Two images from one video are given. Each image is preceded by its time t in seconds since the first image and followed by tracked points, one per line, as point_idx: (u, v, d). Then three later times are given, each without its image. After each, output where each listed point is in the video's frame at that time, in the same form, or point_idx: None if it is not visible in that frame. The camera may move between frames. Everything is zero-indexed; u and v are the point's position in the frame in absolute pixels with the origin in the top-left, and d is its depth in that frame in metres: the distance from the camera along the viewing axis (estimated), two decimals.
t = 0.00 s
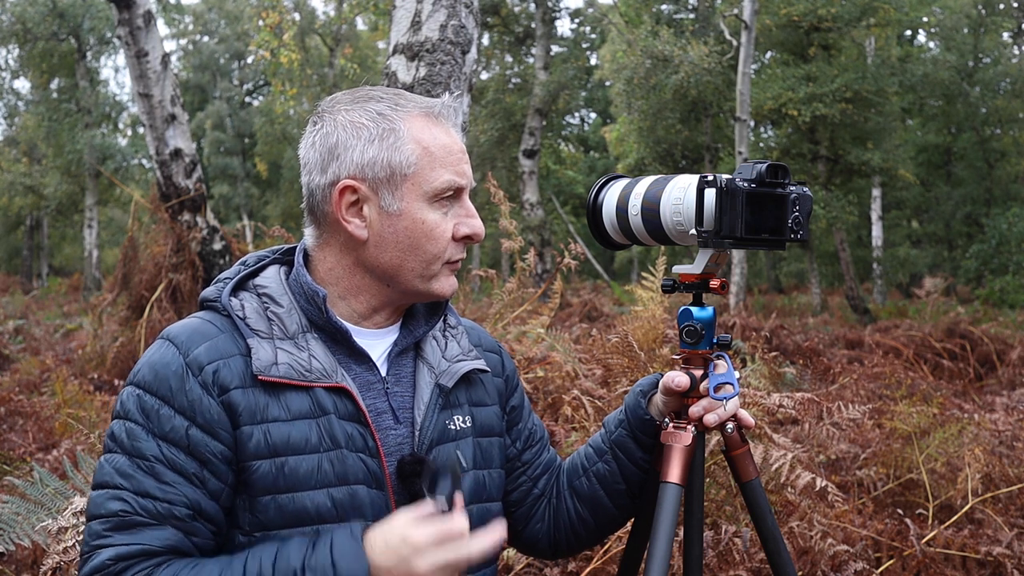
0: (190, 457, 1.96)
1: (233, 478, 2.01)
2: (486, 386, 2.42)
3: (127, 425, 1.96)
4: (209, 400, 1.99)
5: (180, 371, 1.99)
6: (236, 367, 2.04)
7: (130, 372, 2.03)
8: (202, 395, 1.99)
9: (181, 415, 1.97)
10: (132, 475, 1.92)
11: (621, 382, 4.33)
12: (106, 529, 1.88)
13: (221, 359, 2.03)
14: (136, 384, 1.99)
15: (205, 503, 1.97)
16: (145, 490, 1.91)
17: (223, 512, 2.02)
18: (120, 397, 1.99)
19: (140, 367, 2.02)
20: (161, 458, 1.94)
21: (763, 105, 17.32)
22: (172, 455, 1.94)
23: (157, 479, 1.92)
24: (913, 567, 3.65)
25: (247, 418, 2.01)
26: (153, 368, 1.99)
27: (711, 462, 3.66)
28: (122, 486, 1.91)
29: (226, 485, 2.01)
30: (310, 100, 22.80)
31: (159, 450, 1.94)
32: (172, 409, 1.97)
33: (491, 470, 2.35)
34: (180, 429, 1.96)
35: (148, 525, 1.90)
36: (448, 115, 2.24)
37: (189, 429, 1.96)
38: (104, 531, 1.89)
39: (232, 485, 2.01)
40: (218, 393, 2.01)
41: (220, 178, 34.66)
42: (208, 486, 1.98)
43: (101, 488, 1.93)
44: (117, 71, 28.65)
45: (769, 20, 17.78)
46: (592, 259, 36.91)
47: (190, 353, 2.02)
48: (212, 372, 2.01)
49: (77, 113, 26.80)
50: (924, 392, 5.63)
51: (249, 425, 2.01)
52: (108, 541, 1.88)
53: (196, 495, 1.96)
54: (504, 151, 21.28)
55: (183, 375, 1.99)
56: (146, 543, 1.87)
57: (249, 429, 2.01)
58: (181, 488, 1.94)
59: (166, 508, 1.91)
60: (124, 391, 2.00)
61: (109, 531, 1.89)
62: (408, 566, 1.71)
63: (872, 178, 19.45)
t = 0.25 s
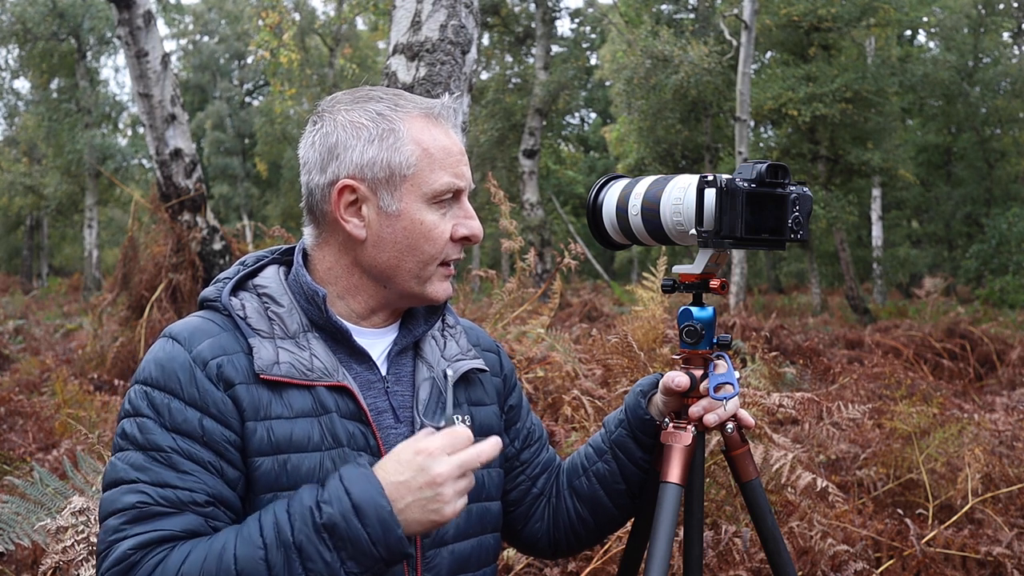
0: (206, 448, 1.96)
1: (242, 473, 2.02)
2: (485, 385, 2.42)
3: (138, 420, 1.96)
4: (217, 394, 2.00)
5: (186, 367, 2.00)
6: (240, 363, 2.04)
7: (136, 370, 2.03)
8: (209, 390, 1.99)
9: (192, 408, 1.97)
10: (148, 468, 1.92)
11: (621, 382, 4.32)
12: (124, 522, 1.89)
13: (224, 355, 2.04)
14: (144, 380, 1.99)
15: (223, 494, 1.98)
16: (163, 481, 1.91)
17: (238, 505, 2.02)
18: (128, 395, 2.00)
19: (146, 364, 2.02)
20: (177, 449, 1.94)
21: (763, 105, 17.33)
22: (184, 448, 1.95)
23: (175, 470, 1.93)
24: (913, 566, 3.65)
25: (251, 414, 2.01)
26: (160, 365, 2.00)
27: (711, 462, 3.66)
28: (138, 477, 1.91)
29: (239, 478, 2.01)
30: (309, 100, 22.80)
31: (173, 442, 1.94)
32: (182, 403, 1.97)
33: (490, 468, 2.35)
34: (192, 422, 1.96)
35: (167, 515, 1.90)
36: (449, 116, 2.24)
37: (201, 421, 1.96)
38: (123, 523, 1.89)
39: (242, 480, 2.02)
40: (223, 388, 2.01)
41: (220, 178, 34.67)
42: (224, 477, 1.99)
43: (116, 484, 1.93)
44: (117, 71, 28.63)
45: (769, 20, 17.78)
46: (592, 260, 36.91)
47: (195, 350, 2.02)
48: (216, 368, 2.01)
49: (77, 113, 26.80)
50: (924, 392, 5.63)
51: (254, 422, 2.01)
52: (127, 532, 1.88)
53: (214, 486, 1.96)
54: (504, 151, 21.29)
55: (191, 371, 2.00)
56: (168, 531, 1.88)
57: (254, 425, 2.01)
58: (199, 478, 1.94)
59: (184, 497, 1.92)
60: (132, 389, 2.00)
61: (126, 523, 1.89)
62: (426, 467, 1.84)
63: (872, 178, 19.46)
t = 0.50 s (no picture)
0: (212, 449, 1.97)
1: (248, 474, 2.02)
2: (486, 386, 2.42)
3: (144, 421, 1.96)
4: (221, 394, 2.00)
5: (191, 367, 2.00)
6: (243, 364, 2.04)
7: (138, 371, 2.03)
8: (214, 391, 1.99)
9: (197, 409, 1.97)
10: (155, 469, 1.92)
11: (621, 382, 4.33)
12: (131, 524, 1.89)
13: (227, 355, 2.04)
14: (147, 383, 1.99)
15: (230, 496, 1.98)
16: (170, 482, 1.91)
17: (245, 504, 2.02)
18: (132, 397, 2.00)
19: (149, 365, 2.02)
20: (182, 450, 1.94)
21: (763, 105, 17.33)
22: (190, 449, 1.95)
23: (182, 472, 1.93)
24: (913, 566, 3.65)
25: (255, 414, 2.01)
26: (164, 366, 2.00)
27: (711, 462, 3.66)
28: (145, 479, 1.91)
29: (245, 477, 2.01)
30: (309, 100, 22.80)
31: (179, 443, 1.95)
32: (187, 404, 1.97)
33: (491, 469, 2.35)
34: (198, 422, 1.96)
35: (174, 517, 1.90)
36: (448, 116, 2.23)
37: (207, 421, 1.97)
38: (130, 526, 1.89)
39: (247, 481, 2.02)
40: (227, 388, 2.01)
41: (220, 178, 34.68)
42: (231, 477, 1.99)
43: (123, 487, 1.92)
44: (117, 71, 28.63)
45: (769, 20, 17.78)
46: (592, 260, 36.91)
47: (199, 350, 2.02)
48: (220, 368, 2.01)
49: (77, 113, 26.80)
50: (924, 392, 5.63)
51: (257, 422, 2.01)
52: (136, 535, 1.88)
53: (221, 488, 1.96)
54: (504, 151, 21.29)
55: (195, 371, 2.00)
56: (177, 532, 1.88)
57: (257, 426, 2.01)
58: (207, 479, 1.94)
59: (191, 500, 1.92)
60: (136, 391, 2.00)
61: (134, 525, 1.89)
62: (426, 466, 1.83)
63: (872, 178, 19.46)
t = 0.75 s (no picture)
0: (210, 450, 1.97)
1: (245, 475, 2.02)
2: (490, 387, 2.42)
3: (142, 422, 1.96)
4: (220, 395, 1.99)
5: (190, 368, 2.00)
6: (242, 364, 2.04)
7: (139, 372, 2.03)
8: (212, 392, 1.99)
9: (196, 410, 1.97)
10: (152, 471, 1.93)
11: (621, 382, 4.33)
12: (128, 525, 1.90)
13: (226, 356, 2.03)
14: (147, 383, 1.99)
15: (227, 496, 1.98)
16: (167, 483, 1.92)
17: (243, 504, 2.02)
18: (132, 397, 2.00)
19: (149, 366, 2.02)
20: (181, 451, 1.95)
21: (763, 105, 17.33)
22: (187, 450, 1.95)
23: (180, 473, 1.93)
24: (913, 567, 3.64)
25: (253, 415, 2.01)
26: (163, 367, 2.00)
27: (711, 462, 3.66)
28: (143, 480, 1.92)
29: (243, 478, 2.01)
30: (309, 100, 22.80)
31: (178, 444, 1.95)
32: (185, 405, 1.97)
33: (494, 470, 2.35)
34: (196, 424, 1.96)
35: (171, 519, 1.91)
36: (414, 103, 2.17)
37: (204, 423, 1.96)
38: (127, 526, 1.90)
39: (245, 482, 2.02)
40: (226, 389, 2.01)
41: (220, 178, 34.68)
42: (229, 478, 1.99)
43: (122, 487, 1.93)
44: (117, 71, 28.63)
45: (769, 20, 17.77)
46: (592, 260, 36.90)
47: (198, 351, 2.02)
48: (219, 369, 2.01)
49: (77, 113, 26.79)
50: (924, 392, 5.62)
51: (256, 424, 2.01)
52: (131, 536, 1.89)
53: (218, 489, 1.97)
54: (504, 151, 21.29)
55: (194, 372, 1.99)
56: (170, 534, 1.89)
57: (256, 427, 2.00)
58: (204, 480, 1.95)
59: (189, 501, 1.92)
60: (136, 391, 2.00)
61: (131, 526, 1.90)
62: (415, 443, 1.89)
63: (872, 178, 19.45)
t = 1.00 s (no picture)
0: (197, 460, 1.95)
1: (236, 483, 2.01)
2: (494, 388, 2.41)
3: (133, 427, 1.95)
4: (215, 402, 1.98)
5: (185, 374, 1.98)
6: (241, 368, 2.04)
7: (136, 375, 2.01)
8: (207, 398, 1.98)
9: (186, 418, 1.95)
10: (138, 479, 1.90)
11: (621, 382, 4.32)
12: (111, 533, 1.87)
13: (226, 360, 2.03)
14: (144, 387, 1.97)
15: (211, 508, 1.96)
16: (150, 495, 1.89)
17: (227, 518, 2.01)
18: (128, 400, 1.99)
19: (147, 369, 2.01)
20: (167, 463, 1.92)
21: (763, 105, 17.33)
22: (177, 458, 1.93)
23: (164, 484, 1.91)
24: (913, 567, 3.64)
25: (251, 420, 2.00)
26: (159, 372, 1.98)
27: (711, 462, 3.66)
28: (127, 489, 1.89)
29: (232, 488, 2.00)
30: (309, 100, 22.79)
31: (165, 454, 1.93)
32: (177, 413, 1.95)
33: (498, 472, 2.34)
34: (186, 433, 1.94)
35: (154, 531, 1.88)
36: (404, 98, 2.17)
37: (194, 432, 1.95)
38: (110, 536, 1.87)
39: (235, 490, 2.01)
40: (223, 395, 2.00)
41: (220, 178, 34.69)
42: (214, 490, 1.97)
43: (106, 494, 1.91)
44: (117, 71, 28.63)
45: (769, 20, 17.77)
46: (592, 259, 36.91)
47: (196, 355, 2.01)
48: (217, 374, 2.00)
49: (77, 113, 26.79)
50: (924, 391, 5.62)
51: (254, 429, 2.00)
52: (112, 546, 1.86)
53: (201, 501, 1.95)
54: (504, 151, 21.31)
55: (189, 379, 1.98)
56: (149, 550, 1.86)
57: (253, 432, 2.00)
58: (187, 493, 1.93)
59: (172, 513, 1.91)
60: (132, 394, 1.98)
61: (113, 536, 1.87)
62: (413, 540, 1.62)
63: (872, 178, 19.45)
